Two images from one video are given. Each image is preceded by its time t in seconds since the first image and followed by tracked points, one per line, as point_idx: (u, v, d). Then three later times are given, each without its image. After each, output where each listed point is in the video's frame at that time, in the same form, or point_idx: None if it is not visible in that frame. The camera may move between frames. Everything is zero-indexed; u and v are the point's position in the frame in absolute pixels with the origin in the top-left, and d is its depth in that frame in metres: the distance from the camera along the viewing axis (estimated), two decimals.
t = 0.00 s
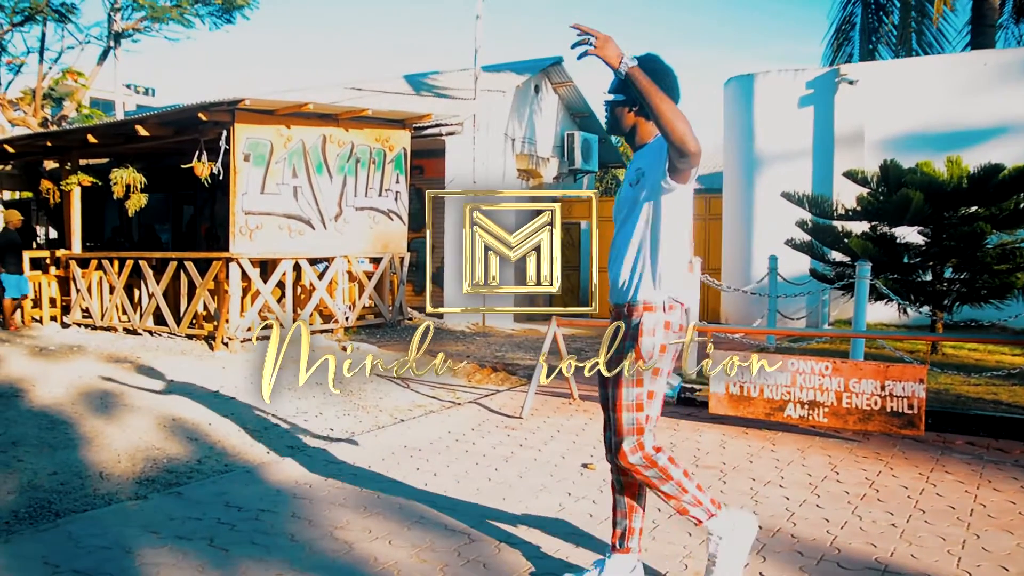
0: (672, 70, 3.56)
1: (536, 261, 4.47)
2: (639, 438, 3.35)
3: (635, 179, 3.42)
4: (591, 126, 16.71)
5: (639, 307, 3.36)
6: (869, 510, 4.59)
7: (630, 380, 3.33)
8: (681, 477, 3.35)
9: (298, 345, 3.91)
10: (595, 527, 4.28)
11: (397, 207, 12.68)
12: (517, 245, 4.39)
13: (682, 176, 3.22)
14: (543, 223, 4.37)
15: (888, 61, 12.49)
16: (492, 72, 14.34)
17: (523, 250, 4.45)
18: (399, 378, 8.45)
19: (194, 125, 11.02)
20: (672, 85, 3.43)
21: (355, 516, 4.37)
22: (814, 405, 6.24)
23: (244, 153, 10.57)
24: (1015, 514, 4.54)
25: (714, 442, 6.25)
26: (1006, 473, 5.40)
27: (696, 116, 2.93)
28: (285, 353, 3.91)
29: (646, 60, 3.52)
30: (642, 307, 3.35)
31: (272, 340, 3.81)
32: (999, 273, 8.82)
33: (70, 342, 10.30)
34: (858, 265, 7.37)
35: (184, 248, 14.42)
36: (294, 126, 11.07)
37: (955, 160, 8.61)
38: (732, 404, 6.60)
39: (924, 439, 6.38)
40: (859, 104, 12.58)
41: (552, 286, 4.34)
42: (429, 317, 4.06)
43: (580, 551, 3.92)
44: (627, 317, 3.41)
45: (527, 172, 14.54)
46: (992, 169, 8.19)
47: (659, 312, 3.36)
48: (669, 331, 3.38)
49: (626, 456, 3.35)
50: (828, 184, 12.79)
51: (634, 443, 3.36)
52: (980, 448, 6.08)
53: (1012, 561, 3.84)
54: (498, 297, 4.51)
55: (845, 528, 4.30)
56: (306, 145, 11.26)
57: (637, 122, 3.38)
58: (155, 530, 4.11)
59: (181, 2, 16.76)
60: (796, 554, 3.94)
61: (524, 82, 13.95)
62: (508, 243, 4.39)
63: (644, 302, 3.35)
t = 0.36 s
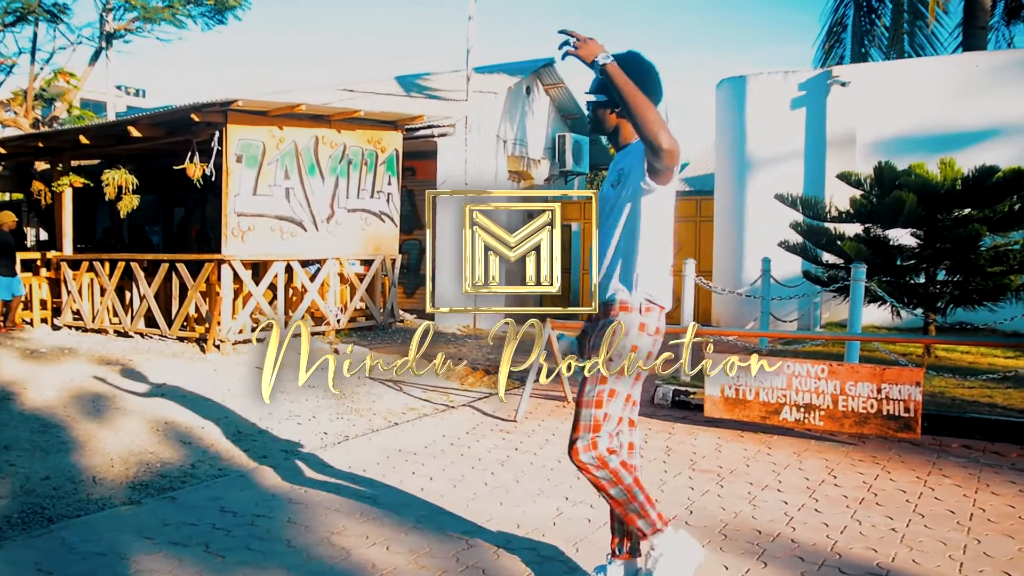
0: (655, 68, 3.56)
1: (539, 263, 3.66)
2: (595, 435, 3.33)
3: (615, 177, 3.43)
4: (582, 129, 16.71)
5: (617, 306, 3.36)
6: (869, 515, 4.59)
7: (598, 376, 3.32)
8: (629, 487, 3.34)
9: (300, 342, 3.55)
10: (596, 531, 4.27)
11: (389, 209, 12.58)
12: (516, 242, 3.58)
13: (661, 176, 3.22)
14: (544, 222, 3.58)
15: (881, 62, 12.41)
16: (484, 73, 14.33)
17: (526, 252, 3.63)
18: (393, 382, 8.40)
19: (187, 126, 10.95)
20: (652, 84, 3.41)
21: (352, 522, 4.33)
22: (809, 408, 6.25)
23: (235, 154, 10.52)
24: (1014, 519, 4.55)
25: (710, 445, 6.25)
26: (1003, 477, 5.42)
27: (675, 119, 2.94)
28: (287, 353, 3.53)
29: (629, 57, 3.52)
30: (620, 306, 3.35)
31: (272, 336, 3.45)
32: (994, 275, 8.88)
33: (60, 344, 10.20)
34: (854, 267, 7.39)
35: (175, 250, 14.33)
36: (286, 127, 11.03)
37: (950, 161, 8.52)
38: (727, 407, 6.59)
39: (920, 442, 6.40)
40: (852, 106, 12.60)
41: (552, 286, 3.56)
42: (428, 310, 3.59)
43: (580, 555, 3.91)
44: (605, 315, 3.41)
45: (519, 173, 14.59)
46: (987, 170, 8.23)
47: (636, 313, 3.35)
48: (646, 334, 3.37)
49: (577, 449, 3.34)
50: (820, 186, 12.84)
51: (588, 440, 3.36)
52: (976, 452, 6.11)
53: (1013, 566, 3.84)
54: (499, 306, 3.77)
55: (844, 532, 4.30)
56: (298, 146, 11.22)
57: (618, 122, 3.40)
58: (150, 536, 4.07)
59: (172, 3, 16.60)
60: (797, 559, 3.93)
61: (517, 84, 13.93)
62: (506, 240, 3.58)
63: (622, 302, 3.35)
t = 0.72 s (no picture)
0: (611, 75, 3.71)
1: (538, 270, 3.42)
2: (535, 438, 3.32)
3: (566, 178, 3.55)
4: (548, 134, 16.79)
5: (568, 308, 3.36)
6: (841, 511, 4.67)
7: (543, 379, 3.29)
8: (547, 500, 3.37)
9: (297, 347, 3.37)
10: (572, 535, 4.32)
11: (357, 215, 12.53)
12: (516, 242, 3.33)
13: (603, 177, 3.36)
14: (544, 219, 3.36)
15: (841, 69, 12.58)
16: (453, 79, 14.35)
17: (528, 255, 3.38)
18: (363, 387, 8.35)
19: (154, 132, 10.81)
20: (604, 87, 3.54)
21: (327, 528, 4.30)
22: (778, 407, 6.35)
23: (204, 161, 10.43)
24: (981, 512, 4.67)
25: (682, 446, 6.31)
26: (967, 471, 5.56)
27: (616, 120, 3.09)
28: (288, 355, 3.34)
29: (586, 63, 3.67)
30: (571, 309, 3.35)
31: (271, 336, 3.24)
32: (954, 275, 9.05)
33: (21, 352, 9.97)
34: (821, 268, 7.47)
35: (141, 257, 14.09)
36: (255, 133, 10.96)
37: (908, 167, 8.77)
38: (697, 408, 6.65)
39: (886, 440, 6.53)
40: (812, 112, 12.79)
41: (553, 288, 3.38)
42: (426, 310, 3.36)
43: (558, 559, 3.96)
44: (555, 317, 3.40)
45: (486, 179, 14.54)
46: (946, 175, 8.41)
47: (587, 316, 3.37)
48: (593, 340, 3.38)
49: (514, 448, 3.33)
50: (784, 189, 13.08)
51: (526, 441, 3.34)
52: (939, 447, 6.25)
53: (983, 559, 3.94)
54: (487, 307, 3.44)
55: (818, 529, 4.37)
56: (267, 152, 11.15)
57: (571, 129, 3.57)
58: (121, 547, 3.99)
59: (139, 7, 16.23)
60: (773, 556, 3.98)
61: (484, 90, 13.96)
62: (506, 239, 3.31)
63: (573, 304, 3.35)
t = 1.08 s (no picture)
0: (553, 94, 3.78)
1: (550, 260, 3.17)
2: (486, 453, 3.19)
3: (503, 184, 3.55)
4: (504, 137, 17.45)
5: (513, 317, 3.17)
6: (800, 510, 4.77)
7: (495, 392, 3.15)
8: (485, 519, 3.26)
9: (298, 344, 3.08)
10: (536, 539, 4.39)
11: (315, 220, 12.39)
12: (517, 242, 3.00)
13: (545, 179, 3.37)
14: (545, 221, 2.93)
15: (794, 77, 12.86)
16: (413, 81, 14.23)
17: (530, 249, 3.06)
18: (322, 394, 8.27)
19: (109, 135, 10.59)
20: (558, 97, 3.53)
21: (291, 538, 4.27)
22: (736, 408, 6.45)
23: (160, 165, 10.28)
24: (933, 507, 4.82)
25: (642, 448, 6.39)
26: (918, 468, 5.73)
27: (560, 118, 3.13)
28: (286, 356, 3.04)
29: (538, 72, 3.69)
30: (514, 318, 3.17)
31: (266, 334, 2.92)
32: (902, 277, 9.29)
33: None
34: (776, 270, 7.63)
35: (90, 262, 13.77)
36: (213, 136, 10.83)
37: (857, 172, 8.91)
38: (657, 410, 6.78)
39: (840, 438, 6.69)
40: (765, 118, 13.03)
41: (553, 287, 3.13)
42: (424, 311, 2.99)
43: (525, 563, 4.04)
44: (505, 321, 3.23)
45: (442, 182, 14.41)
46: (894, 179, 8.67)
47: (532, 323, 3.19)
48: (539, 346, 3.21)
49: (466, 462, 3.21)
50: (738, 193, 13.25)
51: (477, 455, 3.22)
52: (891, 446, 6.43)
53: (936, 552, 4.07)
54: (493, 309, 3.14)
55: (778, 528, 4.46)
56: (224, 156, 11.01)
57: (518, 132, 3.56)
58: (79, 562, 3.90)
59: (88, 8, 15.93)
60: (736, 556, 4.05)
61: (443, 94, 13.90)
62: (507, 241, 2.96)
63: (515, 314, 3.16)
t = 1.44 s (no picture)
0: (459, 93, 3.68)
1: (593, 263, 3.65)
2: (377, 465, 3.20)
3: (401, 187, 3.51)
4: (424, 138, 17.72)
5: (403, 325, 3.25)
6: (732, 506, 4.83)
7: (379, 403, 3.17)
8: (378, 535, 3.25)
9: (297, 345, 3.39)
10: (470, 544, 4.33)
11: (227, 222, 12.05)
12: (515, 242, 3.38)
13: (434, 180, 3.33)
14: (545, 219, 3.43)
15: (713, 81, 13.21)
16: (332, 81, 13.27)
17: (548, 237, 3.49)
18: (238, 403, 7.96)
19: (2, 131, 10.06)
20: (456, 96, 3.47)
21: (212, 556, 4.10)
22: (666, 407, 6.49)
23: (61, 163, 9.80)
24: (858, 499, 4.96)
25: (572, 450, 6.38)
26: (842, 461, 5.90)
27: (458, 115, 3.02)
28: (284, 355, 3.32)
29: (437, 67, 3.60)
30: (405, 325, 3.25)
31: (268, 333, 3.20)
32: (821, 276, 9.53)
33: None
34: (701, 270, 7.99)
35: None
36: (117, 134, 10.38)
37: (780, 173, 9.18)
38: (586, 411, 6.82)
39: (766, 434, 6.83)
40: (686, 120, 13.26)
41: (552, 288, 3.39)
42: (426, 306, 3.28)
43: (460, 571, 3.97)
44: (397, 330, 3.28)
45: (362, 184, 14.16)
46: (813, 180, 9.05)
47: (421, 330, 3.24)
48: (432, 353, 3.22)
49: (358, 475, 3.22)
50: (660, 193, 13.41)
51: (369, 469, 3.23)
52: (815, 440, 6.60)
53: (864, 543, 4.21)
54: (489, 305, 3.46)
55: (712, 525, 4.50)
56: (131, 155, 10.59)
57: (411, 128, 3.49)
58: None
59: None
60: (673, 555, 4.06)
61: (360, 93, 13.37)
62: (507, 240, 3.35)
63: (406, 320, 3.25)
